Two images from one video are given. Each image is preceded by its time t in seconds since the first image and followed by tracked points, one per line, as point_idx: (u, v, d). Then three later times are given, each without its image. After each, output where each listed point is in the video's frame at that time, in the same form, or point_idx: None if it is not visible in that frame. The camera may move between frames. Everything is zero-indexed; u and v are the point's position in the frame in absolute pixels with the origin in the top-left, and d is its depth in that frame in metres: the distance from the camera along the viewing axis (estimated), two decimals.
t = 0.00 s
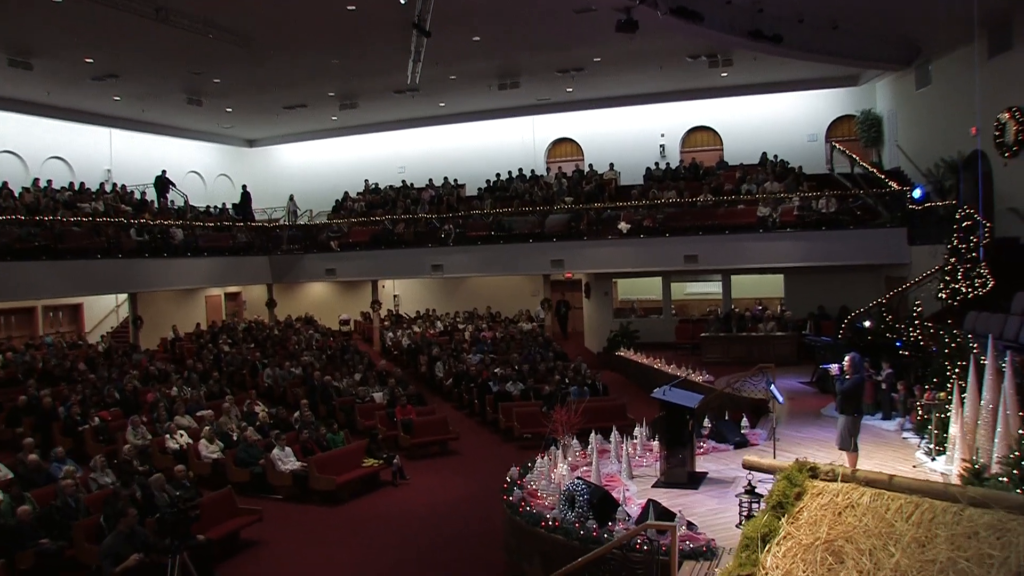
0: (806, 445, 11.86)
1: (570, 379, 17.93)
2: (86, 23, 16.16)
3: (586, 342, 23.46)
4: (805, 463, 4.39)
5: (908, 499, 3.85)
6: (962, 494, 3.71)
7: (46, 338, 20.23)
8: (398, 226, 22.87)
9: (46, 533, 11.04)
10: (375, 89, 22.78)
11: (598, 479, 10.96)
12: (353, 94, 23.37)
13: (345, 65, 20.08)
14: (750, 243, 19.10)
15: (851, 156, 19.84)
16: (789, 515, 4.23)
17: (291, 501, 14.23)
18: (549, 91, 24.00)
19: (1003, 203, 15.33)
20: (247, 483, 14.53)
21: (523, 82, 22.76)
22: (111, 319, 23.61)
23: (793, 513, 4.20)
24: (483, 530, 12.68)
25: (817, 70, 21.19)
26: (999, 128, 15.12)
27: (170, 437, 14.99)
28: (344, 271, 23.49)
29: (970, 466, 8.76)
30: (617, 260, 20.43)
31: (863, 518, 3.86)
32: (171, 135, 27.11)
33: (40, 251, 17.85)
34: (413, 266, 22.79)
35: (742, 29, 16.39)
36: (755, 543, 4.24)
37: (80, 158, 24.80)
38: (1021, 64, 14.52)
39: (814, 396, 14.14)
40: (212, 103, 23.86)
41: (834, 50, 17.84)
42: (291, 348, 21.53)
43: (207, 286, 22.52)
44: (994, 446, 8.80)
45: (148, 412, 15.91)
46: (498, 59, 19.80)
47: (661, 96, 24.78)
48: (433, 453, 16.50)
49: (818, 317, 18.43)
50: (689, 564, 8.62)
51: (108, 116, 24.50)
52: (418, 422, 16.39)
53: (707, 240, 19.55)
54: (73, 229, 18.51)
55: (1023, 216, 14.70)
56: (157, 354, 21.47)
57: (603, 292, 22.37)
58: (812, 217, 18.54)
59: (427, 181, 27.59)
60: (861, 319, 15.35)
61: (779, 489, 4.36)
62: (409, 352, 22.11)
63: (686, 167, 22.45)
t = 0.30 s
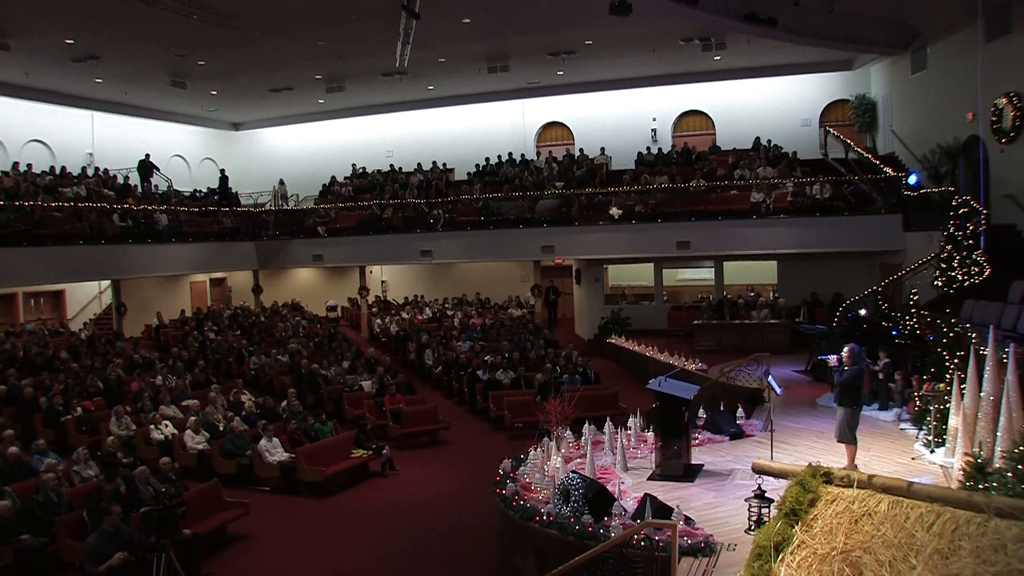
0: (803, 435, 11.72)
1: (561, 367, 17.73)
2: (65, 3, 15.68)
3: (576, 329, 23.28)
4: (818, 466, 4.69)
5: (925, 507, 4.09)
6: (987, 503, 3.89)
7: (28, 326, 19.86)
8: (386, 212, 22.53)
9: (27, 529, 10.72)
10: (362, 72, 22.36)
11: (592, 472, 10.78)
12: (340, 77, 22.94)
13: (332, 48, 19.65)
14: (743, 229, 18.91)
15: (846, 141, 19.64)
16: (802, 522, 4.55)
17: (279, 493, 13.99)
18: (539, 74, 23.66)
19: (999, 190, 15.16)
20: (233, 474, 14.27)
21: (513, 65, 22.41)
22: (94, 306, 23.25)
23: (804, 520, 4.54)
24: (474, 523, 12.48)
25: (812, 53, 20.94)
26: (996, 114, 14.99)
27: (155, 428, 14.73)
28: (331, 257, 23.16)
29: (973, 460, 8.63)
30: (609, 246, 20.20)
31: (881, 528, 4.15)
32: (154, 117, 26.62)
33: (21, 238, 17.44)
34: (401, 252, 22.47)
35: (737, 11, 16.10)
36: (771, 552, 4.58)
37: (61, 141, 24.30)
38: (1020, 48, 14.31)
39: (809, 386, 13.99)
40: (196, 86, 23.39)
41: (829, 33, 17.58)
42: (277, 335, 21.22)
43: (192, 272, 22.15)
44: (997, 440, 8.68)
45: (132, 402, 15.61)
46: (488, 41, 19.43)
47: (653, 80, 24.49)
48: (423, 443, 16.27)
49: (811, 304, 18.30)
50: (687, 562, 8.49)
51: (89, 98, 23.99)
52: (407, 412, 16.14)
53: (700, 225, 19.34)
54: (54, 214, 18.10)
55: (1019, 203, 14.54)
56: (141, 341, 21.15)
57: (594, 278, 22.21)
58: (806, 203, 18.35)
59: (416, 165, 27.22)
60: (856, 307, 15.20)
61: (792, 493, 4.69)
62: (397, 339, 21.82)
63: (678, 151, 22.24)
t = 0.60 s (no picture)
0: (799, 426, 11.59)
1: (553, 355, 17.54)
2: None
3: (566, 316, 23.10)
4: (831, 472, 4.63)
5: (950, 515, 4.04)
6: (1014, 515, 3.86)
7: (7, 313, 19.46)
8: (373, 197, 22.19)
9: (7, 524, 10.45)
10: (350, 54, 21.95)
11: (586, 465, 10.62)
12: (326, 60, 22.52)
13: (319, 30, 19.25)
14: (736, 215, 18.74)
15: (839, 127, 19.46)
16: (818, 530, 4.47)
17: (266, 484, 13.77)
18: (529, 58, 23.35)
19: (995, 177, 15.01)
20: (219, 465, 14.02)
21: (503, 48, 22.08)
22: (75, 293, 22.84)
23: (823, 528, 4.45)
24: (466, 515, 12.28)
25: (806, 37, 20.72)
26: (991, 99, 14.85)
27: (138, 419, 14.45)
28: (318, 243, 22.82)
29: (974, 455, 8.50)
30: (600, 232, 19.98)
31: (901, 537, 4.08)
32: (136, 100, 26.12)
33: None
34: (389, 238, 22.16)
35: None
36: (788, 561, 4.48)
37: (41, 124, 23.76)
38: (1017, 32, 14.14)
39: (803, 375, 13.87)
40: (179, 69, 22.92)
41: (825, 17, 17.35)
42: (263, 322, 20.92)
43: (176, 258, 21.77)
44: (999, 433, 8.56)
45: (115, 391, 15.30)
46: (478, 24, 19.08)
47: (643, 63, 24.21)
48: (412, 432, 16.05)
49: (804, 291, 18.18)
50: (685, 559, 8.26)
51: (69, 80, 23.45)
52: (397, 401, 15.92)
53: (692, 212, 19.16)
54: (34, 199, 17.67)
55: (1015, 190, 14.40)
56: (124, 329, 20.80)
57: (585, 264, 22.02)
58: (799, 189, 18.20)
59: (403, 150, 26.87)
60: (850, 296, 15.08)
61: (808, 501, 4.61)
62: (385, 326, 21.58)
63: (669, 136, 22.03)
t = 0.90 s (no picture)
0: (793, 421, 11.47)
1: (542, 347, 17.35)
2: None
3: (555, 306, 22.93)
4: (847, 482, 4.45)
5: (973, 530, 3.89)
6: None
7: None
8: (359, 186, 21.85)
9: None
10: (335, 41, 21.54)
11: (580, 462, 10.45)
12: (311, 46, 22.11)
13: (303, 15, 18.84)
14: (727, 205, 18.59)
15: (831, 115, 19.33)
16: (836, 544, 4.33)
17: (252, 481, 13.52)
18: (517, 45, 23.05)
19: (988, 167, 14.89)
20: (204, 462, 13.76)
21: (490, 35, 21.77)
22: (55, 284, 22.42)
23: (840, 542, 4.31)
24: (456, 512, 12.08)
25: (797, 25, 20.53)
26: (985, 89, 14.65)
27: (121, 414, 14.16)
28: (303, 233, 22.48)
29: (975, 454, 8.37)
30: (590, 222, 19.79)
31: (923, 551, 3.94)
32: (117, 87, 25.63)
33: None
34: (375, 228, 21.86)
35: None
36: None
37: (18, 111, 23.23)
38: (1012, 21, 13.99)
39: (795, 368, 13.76)
40: (161, 55, 22.45)
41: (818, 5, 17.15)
42: (247, 314, 20.61)
43: (158, 248, 21.38)
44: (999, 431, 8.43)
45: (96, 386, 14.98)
46: (467, 10, 18.74)
47: (633, 51, 23.95)
48: (400, 426, 15.83)
49: (795, 283, 18.06)
50: (683, 560, 8.13)
51: (47, 66, 22.93)
52: (384, 395, 15.68)
53: (682, 202, 18.99)
54: (11, 189, 17.24)
55: (1009, 181, 14.28)
56: (105, 321, 20.44)
57: (573, 255, 21.84)
58: (791, 179, 18.06)
59: (390, 138, 26.51)
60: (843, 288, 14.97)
61: (823, 512, 4.45)
62: (371, 317, 21.31)
63: (659, 125, 21.83)
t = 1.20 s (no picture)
0: (787, 425, 11.36)
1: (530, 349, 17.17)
2: None
3: (541, 306, 22.76)
4: (864, 505, 5.26)
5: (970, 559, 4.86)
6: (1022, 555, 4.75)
7: None
8: (343, 184, 21.56)
9: None
10: (319, 37, 21.20)
11: (572, 468, 10.26)
12: (294, 42, 21.75)
13: (286, 11, 18.50)
14: (715, 205, 18.47)
15: (820, 114, 19.28)
16: (853, 565, 5.15)
17: (235, 487, 13.24)
18: (503, 41, 22.81)
19: (978, 167, 14.84)
20: (186, 467, 13.46)
21: (476, 32, 21.53)
22: (31, 284, 21.96)
23: (857, 562, 5.15)
24: (445, 518, 11.84)
25: (785, 23, 20.43)
26: (975, 88, 14.63)
27: (100, 419, 13.83)
28: (286, 232, 22.15)
29: (974, 459, 8.26)
30: (577, 221, 19.63)
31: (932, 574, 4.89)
32: (94, 83, 25.16)
33: None
34: (359, 227, 21.55)
35: None
36: None
37: None
38: (1004, 20, 13.92)
39: (787, 370, 13.65)
40: (140, 50, 22.02)
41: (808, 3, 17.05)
42: (229, 314, 20.29)
43: (138, 248, 20.98)
44: (998, 436, 8.34)
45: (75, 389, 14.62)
46: (453, 7, 18.48)
47: (619, 48, 23.78)
48: (386, 430, 15.59)
49: (784, 283, 18.05)
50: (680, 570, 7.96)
51: (23, 61, 22.44)
52: (369, 398, 15.42)
53: (670, 201, 18.86)
54: None
55: (1000, 181, 14.23)
56: (83, 322, 20.02)
57: (560, 254, 21.67)
58: (779, 178, 17.97)
59: (374, 136, 26.19)
60: (834, 288, 14.89)
61: (839, 533, 5.27)
62: (355, 318, 21.03)
63: (646, 123, 21.69)
